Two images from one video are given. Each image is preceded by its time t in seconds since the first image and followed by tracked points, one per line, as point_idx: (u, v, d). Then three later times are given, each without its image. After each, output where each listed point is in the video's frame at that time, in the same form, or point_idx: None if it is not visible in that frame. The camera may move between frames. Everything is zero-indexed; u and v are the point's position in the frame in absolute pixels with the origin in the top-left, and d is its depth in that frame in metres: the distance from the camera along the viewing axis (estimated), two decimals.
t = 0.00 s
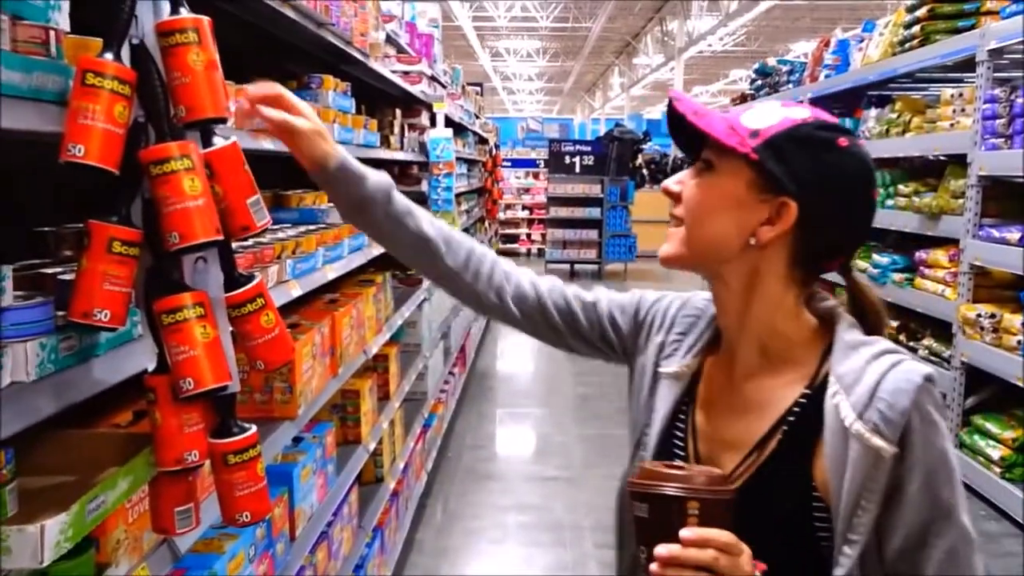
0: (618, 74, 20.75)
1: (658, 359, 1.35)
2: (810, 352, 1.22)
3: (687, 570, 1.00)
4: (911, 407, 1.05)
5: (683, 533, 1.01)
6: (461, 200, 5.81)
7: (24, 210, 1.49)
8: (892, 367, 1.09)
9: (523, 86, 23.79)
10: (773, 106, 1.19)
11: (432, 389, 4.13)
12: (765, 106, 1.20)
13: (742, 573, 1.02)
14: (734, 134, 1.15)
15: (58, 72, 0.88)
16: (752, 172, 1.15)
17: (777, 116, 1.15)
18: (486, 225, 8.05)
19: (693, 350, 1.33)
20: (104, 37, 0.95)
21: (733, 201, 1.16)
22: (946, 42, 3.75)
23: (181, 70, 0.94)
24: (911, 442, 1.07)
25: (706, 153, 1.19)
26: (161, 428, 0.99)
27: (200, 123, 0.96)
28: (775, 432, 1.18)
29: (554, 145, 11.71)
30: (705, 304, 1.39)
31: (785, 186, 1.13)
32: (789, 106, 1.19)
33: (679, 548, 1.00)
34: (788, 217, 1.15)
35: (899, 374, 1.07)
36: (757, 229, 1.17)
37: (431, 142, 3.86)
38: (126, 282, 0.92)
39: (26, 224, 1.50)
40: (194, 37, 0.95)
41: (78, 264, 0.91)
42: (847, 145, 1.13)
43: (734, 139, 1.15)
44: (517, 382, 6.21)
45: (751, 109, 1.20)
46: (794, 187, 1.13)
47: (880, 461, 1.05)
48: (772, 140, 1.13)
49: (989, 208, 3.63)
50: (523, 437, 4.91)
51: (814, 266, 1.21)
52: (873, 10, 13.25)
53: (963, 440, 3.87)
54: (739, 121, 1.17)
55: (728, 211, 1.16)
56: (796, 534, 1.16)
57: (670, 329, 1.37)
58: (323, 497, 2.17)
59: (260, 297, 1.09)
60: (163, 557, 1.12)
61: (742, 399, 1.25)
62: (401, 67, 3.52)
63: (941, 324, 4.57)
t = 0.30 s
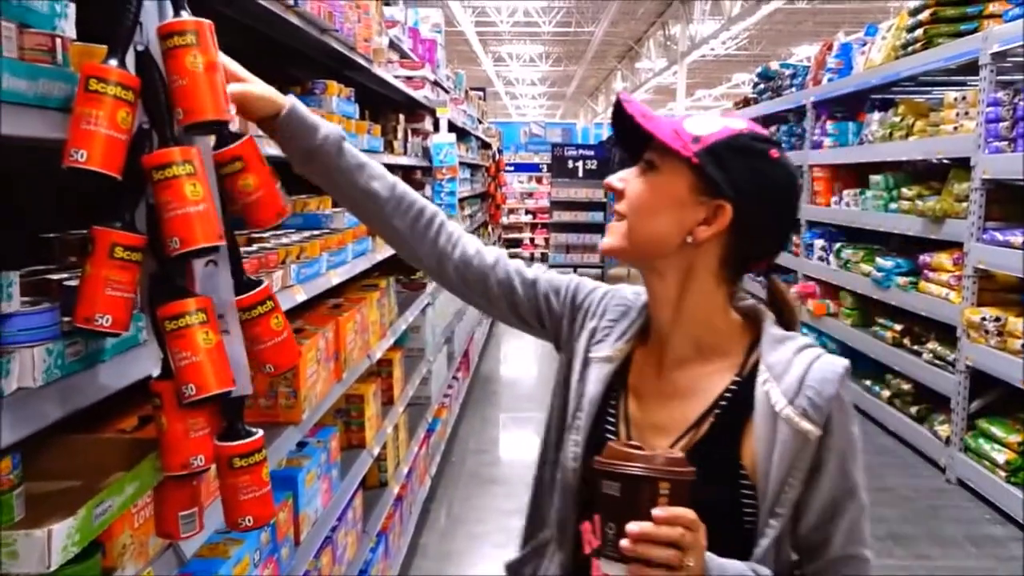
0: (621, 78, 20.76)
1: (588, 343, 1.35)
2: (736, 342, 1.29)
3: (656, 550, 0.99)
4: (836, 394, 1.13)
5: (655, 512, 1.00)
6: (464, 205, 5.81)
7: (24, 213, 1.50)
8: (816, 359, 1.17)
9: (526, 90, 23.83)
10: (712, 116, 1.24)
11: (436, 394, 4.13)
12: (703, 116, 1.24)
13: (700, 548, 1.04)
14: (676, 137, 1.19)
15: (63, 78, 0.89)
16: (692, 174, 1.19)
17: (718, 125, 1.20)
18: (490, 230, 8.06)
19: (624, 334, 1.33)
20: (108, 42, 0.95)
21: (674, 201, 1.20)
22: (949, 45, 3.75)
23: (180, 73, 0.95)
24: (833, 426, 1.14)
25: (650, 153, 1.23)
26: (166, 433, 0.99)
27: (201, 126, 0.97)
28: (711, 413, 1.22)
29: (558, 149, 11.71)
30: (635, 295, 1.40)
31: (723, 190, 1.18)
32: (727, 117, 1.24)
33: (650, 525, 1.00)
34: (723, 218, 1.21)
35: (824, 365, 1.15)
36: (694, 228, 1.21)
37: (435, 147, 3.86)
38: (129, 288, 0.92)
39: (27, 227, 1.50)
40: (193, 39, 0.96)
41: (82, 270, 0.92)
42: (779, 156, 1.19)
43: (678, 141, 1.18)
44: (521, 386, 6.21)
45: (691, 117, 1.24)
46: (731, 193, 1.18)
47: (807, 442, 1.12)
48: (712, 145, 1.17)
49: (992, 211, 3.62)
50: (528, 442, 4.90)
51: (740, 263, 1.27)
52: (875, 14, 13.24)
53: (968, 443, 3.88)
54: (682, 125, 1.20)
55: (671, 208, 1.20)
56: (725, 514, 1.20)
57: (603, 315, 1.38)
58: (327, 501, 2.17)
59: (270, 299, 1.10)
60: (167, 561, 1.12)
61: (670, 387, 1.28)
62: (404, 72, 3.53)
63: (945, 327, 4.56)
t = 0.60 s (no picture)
0: (610, 84, 20.83)
1: (539, 335, 1.42)
2: (676, 341, 1.33)
3: (599, 526, 1.00)
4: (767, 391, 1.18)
5: (598, 490, 1.02)
6: (455, 210, 5.81)
7: (24, 213, 1.49)
8: (751, 357, 1.21)
9: (515, 95, 23.88)
10: (668, 125, 1.28)
11: (426, 399, 4.13)
12: (661, 124, 1.28)
13: (639, 530, 1.05)
14: (633, 145, 1.23)
15: (62, 83, 0.89)
16: (646, 182, 1.23)
17: (673, 136, 1.23)
18: (479, 235, 8.06)
19: (573, 328, 1.39)
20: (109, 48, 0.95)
21: (626, 207, 1.24)
22: (936, 53, 3.79)
23: (185, 81, 0.94)
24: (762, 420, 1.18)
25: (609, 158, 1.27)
26: (164, 434, 0.99)
27: (202, 133, 0.96)
28: (649, 405, 1.27)
29: (547, 155, 11.74)
30: (586, 295, 1.46)
31: (675, 200, 1.22)
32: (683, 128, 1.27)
33: (594, 502, 1.01)
34: (673, 226, 1.25)
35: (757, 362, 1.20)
36: (644, 234, 1.26)
37: (426, 152, 3.87)
38: (130, 290, 0.92)
39: (26, 228, 1.50)
40: (198, 49, 0.95)
41: (82, 272, 0.91)
42: (728, 170, 1.23)
43: (634, 149, 1.22)
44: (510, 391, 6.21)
45: (650, 124, 1.27)
46: (679, 203, 1.23)
47: (738, 435, 1.16)
48: (666, 156, 1.21)
49: (978, 218, 3.66)
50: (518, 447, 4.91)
51: (686, 269, 1.32)
52: (861, 22, 13.38)
53: (954, 447, 3.92)
54: (640, 134, 1.24)
55: (624, 212, 1.24)
56: (659, 502, 1.23)
57: (554, 309, 1.44)
58: (318, 506, 2.16)
59: (263, 303, 1.10)
60: (161, 565, 1.12)
61: (614, 380, 1.33)
62: (396, 77, 3.54)
63: (931, 332, 4.60)
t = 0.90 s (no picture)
0: (604, 90, 20.85)
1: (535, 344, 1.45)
2: (661, 343, 1.33)
3: (552, 533, 1.01)
4: (740, 398, 1.17)
5: (552, 497, 1.01)
6: (449, 214, 5.80)
7: (24, 212, 1.48)
8: (728, 362, 1.20)
9: (510, 100, 23.89)
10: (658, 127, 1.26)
11: (419, 404, 4.11)
12: (651, 127, 1.27)
13: (599, 536, 1.05)
14: (617, 151, 1.22)
15: (52, 84, 0.87)
16: (628, 190, 1.23)
17: (660, 141, 1.22)
18: (473, 239, 8.04)
19: (563, 334, 1.41)
20: (100, 48, 0.93)
21: (607, 214, 1.25)
22: (929, 62, 3.80)
23: (179, 83, 0.93)
24: (735, 426, 1.18)
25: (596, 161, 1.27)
26: (155, 445, 0.97)
27: (197, 136, 0.95)
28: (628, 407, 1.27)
29: (541, 160, 11.73)
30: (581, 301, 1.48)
31: (655, 211, 1.22)
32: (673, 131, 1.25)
33: (548, 509, 1.01)
34: (653, 236, 1.25)
35: (733, 368, 1.19)
36: (626, 241, 1.26)
37: (420, 156, 3.85)
38: (122, 298, 0.90)
39: (28, 228, 1.49)
40: (192, 50, 0.94)
41: (72, 279, 0.89)
42: (717, 176, 1.21)
43: (618, 156, 1.22)
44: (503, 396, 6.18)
45: (639, 128, 1.26)
46: (659, 211, 1.22)
47: (708, 441, 1.16)
48: (648, 163, 1.20)
49: (972, 226, 3.66)
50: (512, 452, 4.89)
51: (673, 275, 1.32)
52: (855, 29, 13.43)
53: (948, 455, 3.91)
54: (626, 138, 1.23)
55: (605, 219, 1.25)
56: (631, 506, 1.24)
57: (548, 317, 1.47)
58: (310, 513, 2.14)
59: (255, 310, 1.08)
60: None
61: (597, 382, 1.34)
62: (391, 81, 3.52)
63: (925, 340, 4.60)
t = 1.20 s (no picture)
0: (609, 95, 20.85)
1: (566, 367, 1.46)
2: (711, 359, 1.33)
3: (594, 544, 1.06)
4: (797, 423, 1.16)
5: (595, 508, 1.07)
6: (452, 218, 5.79)
7: (24, 213, 1.48)
8: (783, 385, 1.20)
9: (514, 105, 23.90)
10: (687, 131, 1.24)
11: (421, 410, 4.09)
12: (681, 132, 1.24)
13: (643, 550, 1.09)
14: (648, 169, 1.21)
15: (42, 87, 0.86)
16: (665, 207, 1.22)
17: (691, 151, 1.19)
18: (476, 244, 8.02)
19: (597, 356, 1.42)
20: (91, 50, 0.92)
21: (646, 235, 1.24)
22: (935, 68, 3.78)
23: (171, 86, 0.91)
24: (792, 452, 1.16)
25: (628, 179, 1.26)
26: (143, 454, 0.96)
27: (188, 140, 0.93)
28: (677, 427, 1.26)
29: (545, 164, 11.72)
30: (607, 319, 1.51)
31: (697, 226, 1.22)
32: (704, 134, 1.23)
33: (591, 520, 1.07)
34: (697, 252, 1.25)
35: (789, 392, 1.18)
36: (669, 259, 1.26)
37: (423, 161, 3.84)
38: (109, 304, 0.89)
39: (25, 231, 1.48)
40: (184, 52, 0.92)
41: (59, 284, 0.88)
42: (757, 181, 1.19)
43: (651, 174, 1.20)
44: (506, 401, 6.16)
45: (668, 135, 1.24)
46: (700, 227, 1.22)
47: (763, 467, 1.14)
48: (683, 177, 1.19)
49: (978, 233, 3.64)
50: (513, 458, 4.87)
51: (719, 285, 1.31)
52: (860, 36, 13.41)
53: (953, 464, 3.88)
54: (655, 152, 1.21)
55: (644, 241, 1.24)
56: (679, 529, 1.22)
57: (576, 338, 1.49)
58: (308, 520, 2.12)
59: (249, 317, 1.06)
60: None
61: (642, 401, 1.34)
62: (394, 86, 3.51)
63: (930, 347, 4.58)
